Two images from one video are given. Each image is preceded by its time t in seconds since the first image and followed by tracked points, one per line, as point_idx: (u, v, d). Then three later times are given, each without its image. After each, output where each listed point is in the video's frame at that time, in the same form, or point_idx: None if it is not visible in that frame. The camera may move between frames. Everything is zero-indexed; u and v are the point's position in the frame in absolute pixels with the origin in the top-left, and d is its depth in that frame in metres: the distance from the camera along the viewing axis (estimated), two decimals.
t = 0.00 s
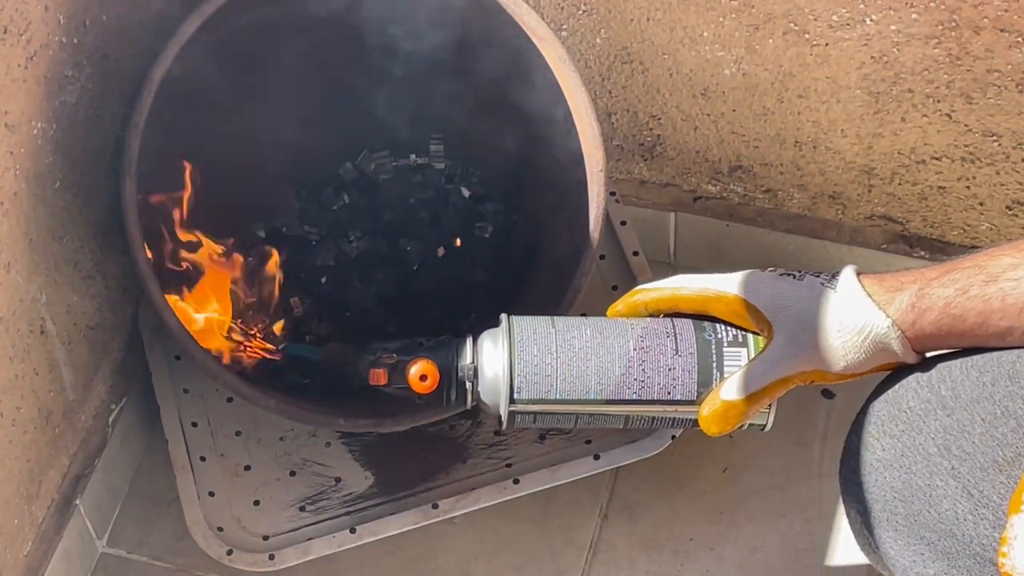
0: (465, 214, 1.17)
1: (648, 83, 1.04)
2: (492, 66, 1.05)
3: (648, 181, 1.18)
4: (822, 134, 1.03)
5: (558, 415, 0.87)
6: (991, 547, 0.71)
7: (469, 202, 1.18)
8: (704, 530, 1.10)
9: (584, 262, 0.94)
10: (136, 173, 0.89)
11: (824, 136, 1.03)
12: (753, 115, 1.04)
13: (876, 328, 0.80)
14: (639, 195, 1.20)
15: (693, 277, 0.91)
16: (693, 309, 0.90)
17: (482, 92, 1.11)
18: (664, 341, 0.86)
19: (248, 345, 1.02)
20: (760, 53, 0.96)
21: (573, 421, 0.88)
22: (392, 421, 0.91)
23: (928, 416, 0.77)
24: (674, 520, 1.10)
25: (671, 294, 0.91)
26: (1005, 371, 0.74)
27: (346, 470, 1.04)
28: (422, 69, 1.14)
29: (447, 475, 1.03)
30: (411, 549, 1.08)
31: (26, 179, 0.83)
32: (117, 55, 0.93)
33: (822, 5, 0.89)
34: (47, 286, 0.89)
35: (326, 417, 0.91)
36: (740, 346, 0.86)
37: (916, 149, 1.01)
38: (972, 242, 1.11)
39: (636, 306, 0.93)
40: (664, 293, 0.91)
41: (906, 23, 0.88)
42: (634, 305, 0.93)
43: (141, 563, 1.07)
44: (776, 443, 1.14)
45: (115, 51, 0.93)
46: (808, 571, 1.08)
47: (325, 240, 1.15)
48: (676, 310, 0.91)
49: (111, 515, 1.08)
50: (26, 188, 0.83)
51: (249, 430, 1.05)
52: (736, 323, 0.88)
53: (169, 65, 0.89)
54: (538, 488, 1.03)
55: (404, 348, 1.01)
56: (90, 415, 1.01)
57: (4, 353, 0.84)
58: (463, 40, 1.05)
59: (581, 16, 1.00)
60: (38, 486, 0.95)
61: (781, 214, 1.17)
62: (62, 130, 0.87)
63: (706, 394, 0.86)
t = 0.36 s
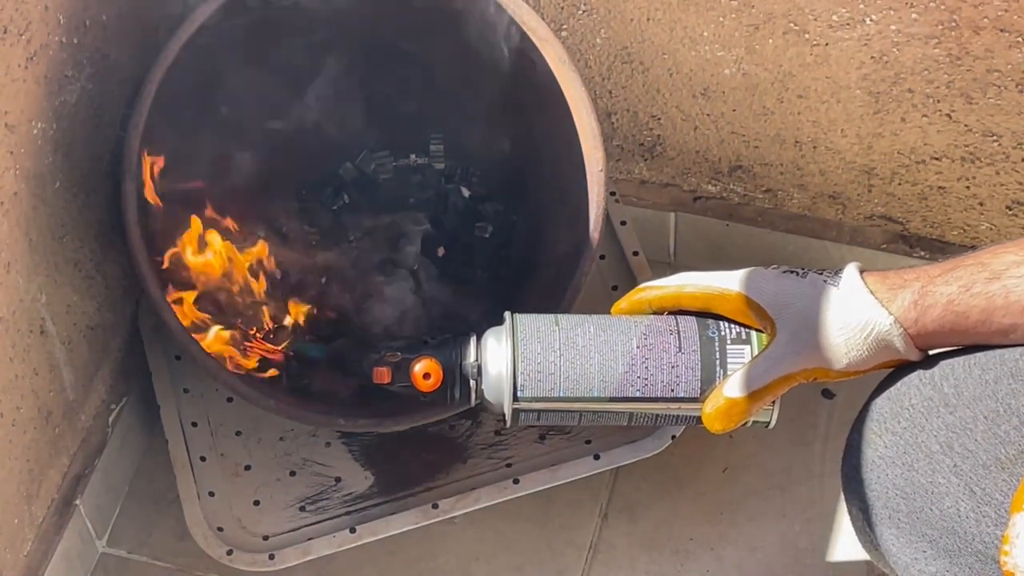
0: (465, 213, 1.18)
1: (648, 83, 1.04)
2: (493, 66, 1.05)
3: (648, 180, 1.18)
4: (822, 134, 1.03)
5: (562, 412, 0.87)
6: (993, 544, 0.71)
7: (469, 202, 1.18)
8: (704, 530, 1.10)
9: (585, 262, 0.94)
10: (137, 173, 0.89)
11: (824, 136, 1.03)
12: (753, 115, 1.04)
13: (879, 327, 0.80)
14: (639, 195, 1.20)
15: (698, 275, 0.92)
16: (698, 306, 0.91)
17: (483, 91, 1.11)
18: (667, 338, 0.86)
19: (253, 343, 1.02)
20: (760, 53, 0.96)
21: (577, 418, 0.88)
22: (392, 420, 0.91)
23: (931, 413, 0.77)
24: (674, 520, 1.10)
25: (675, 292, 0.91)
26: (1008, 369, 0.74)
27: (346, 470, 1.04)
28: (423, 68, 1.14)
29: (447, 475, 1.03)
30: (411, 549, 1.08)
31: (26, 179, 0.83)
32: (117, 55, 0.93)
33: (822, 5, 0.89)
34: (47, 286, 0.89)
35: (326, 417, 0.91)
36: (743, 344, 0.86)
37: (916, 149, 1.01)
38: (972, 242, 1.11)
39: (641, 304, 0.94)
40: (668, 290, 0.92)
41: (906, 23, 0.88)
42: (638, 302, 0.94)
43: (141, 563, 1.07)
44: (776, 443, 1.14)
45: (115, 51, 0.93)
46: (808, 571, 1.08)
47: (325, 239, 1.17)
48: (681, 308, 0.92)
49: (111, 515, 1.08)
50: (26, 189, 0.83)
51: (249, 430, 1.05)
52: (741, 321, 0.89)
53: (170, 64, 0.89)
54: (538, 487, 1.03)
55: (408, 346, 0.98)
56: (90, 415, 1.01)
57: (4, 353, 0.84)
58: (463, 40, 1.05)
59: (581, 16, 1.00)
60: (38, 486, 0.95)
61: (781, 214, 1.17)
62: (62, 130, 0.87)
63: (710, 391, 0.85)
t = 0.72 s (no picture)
0: (466, 213, 1.18)
1: (648, 83, 1.04)
2: (492, 66, 1.05)
3: (648, 180, 1.18)
4: (822, 134, 1.03)
5: (562, 417, 0.87)
6: (993, 544, 0.72)
7: (469, 202, 1.19)
8: (704, 530, 1.10)
9: (585, 262, 0.94)
10: (137, 174, 0.89)
11: (824, 136, 1.03)
12: (753, 115, 1.04)
13: (878, 327, 0.80)
14: (639, 195, 1.20)
15: (696, 278, 0.91)
16: (698, 309, 0.90)
17: (483, 91, 1.11)
18: (667, 342, 0.86)
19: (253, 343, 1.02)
20: (760, 53, 0.96)
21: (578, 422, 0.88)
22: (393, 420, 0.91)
23: (930, 414, 0.77)
24: (674, 519, 1.10)
25: (675, 294, 0.90)
26: (1008, 369, 0.74)
27: (346, 469, 1.04)
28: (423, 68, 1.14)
29: (447, 475, 1.03)
30: (411, 549, 1.08)
31: (26, 179, 0.83)
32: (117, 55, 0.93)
33: (822, 5, 0.89)
34: (47, 286, 0.89)
35: (327, 416, 0.91)
36: (743, 346, 0.86)
37: (916, 149, 1.01)
38: (972, 241, 1.11)
39: (640, 307, 0.93)
40: (667, 294, 0.91)
41: (906, 23, 0.88)
42: (636, 307, 0.93)
43: (141, 563, 1.07)
44: (775, 443, 1.14)
45: (115, 51, 0.93)
46: (808, 571, 1.08)
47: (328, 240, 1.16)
48: (680, 311, 0.91)
49: (111, 515, 1.08)
50: (26, 189, 0.83)
51: (249, 430, 1.05)
52: (741, 323, 0.88)
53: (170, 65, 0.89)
54: (539, 488, 1.03)
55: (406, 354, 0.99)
56: (90, 415, 1.01)
57: (4, 353, 0.83)
58: (462, 40, 1.05)
59: (581, 16, 1.00)
60: (38, 486, 0.95)
61: (781, 215, 1.17)
62: (62, 129, 0.87)
63: (710, 394, 0.85)
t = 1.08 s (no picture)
0: (465, 214, 1.18)
1: (648, 83, 1.04)
2: (492, 66, 1.05)
3: (648, 181, 1.18)
4: (822, 134, 1.03)
5: (558, 423, 0.87)
6: (988, 545, 0.71)
7: (469, 202, 1.18)
8: (704, 530, 1.10)
9: (584, 262, 0.94)
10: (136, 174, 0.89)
11: (824, 135, 1.03)
12: (753, 115, 1.04)
13: (873, 331, 0.80)
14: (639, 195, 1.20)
15: (689, 283, 0.92)
16: (689, 313, 0.91)
17: (482, 91, 1.11)
18: (662, 347, 0.86)
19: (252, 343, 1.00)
20: (760, 53, 0.96)
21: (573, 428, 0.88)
22: (392, 421, 0.92)
23: (926, 415, 0.77)
24: (674, 520, 1.10)
25: (667, 298, 0.91)
26: (1003, 370, 0.74)
27: (346, 469, 1.04)
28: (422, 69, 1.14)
29: (448, 474, 1.03)
30: (411, 550, 1.08)
31: (26, 179, 0.83)
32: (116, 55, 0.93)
33: (822, 5, 0.89)
34: (47, 286, 0.89)
35: (327, 416, 0.91)
36: (736, 350, 0.86)
37: (916, 149, 1.01)
38: (972, 241, 1.11)
39: (631, 311, 0.93)
40: (659, 298, 0.91)
41: (906, 23, 0.88)
42: (629, 311, 0.94)
43: (141, 563, 1.07)
44: (775, 443, 1.14)
45: (115, 51, 0.93)
46: (808, 572, 1.08)
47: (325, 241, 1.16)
48: (671, 315, 0.92)
49: (112, 514, 1.08)
50: (26, 189, 0.83)
51: (249, 430, 1.05)
52: (732, 327, 0.89)
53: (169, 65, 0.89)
54: (539, 488, 1.03)
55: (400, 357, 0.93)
56: (90, 415, 1.01)
57: (4, 353, 0.84)
58: (462, 40, 1.05)
59: (581, 16, 1.00)
60: (38, 486, 0.95)
61: (782, 215, 1.17)
62: (62, 130, 0.87)
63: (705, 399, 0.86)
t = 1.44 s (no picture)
0: (465, 213, 1.17)
1: (648, 84, 1.04)
2: (492, 66, 1.05)
3: (648, 181, 1.18)
4: (823, 134, 1.03)
5: (558, 428, 0.87)
6: (989, 545, 0.71)
7: (469, 202, 1.17)
8: (704, 530, 1.10)
9: (585, 263, 0.94)
10: (137, 174, 0.89)
11: (824, 136, 1.03)
12: (753, 115, 1.04)
13: (872, 333, 0.81)
14: (639, 195, 1.20)
15: (688, 285, 0.91)
16: (690, 315, 0.90)
17: (482, 92, 1.11)
18: (662, 351, 0.86)
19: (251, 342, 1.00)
20: (760, 53, 0.96)
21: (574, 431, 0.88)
22: (393, 421, 0.92)
23: (926, 415, 0.77)
24: (674, 520, 1.10)
25: (666, 301, 0.91)
26: (1003, 369, 0.74)
27: (346, 469, 1.04)
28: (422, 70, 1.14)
29: (448, 474, 1.03)
30: (410, 550, 1.08)
31: (26, 179, 0.83)
32: (117, 55, 0.93)
33: (822, 5, 0.89)
34: (47, 286, 0.89)
35: (327, 417, 0.91)
36: (737, 352, 0.86)
37: (916, 149, 1.01)
38: (972, 242, 1.11)
39: (630, 314, 0.93)
40: (659, 300, 0.91)
41: (907, 23, 0.88)
42: (629, 313, 0.93)
43: (141, 563, 1.07)
44: (775, 443, 1.14)
45: (115, 50, 0.93)
46: (808, 572, 1.08)
47: (325, 240, 1.15)
48: (672, 317, 0.91)
49: (112, 514, 1.08)
50: (26, 189, 0.83)
51: (249, 430, 1.05)
52: (734, 329, 0.89)
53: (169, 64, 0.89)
54: (539, 488, 1.03)
55: (400, 365, 0.98)
56: (90, 415, 1.01)
57: (4, 353, 0.83)
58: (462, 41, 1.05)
59: (581, 16, 1.00)
60: (38, 486, 0.94)
61: (782, 215, 1.17)
62: (62, 129, 0.87)
63: (705, 403, 0.86)
